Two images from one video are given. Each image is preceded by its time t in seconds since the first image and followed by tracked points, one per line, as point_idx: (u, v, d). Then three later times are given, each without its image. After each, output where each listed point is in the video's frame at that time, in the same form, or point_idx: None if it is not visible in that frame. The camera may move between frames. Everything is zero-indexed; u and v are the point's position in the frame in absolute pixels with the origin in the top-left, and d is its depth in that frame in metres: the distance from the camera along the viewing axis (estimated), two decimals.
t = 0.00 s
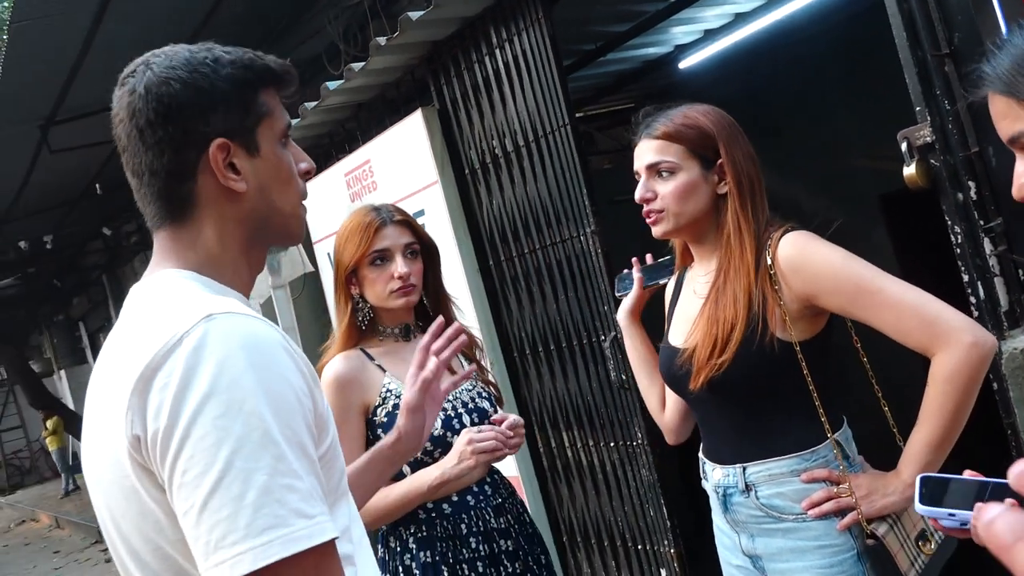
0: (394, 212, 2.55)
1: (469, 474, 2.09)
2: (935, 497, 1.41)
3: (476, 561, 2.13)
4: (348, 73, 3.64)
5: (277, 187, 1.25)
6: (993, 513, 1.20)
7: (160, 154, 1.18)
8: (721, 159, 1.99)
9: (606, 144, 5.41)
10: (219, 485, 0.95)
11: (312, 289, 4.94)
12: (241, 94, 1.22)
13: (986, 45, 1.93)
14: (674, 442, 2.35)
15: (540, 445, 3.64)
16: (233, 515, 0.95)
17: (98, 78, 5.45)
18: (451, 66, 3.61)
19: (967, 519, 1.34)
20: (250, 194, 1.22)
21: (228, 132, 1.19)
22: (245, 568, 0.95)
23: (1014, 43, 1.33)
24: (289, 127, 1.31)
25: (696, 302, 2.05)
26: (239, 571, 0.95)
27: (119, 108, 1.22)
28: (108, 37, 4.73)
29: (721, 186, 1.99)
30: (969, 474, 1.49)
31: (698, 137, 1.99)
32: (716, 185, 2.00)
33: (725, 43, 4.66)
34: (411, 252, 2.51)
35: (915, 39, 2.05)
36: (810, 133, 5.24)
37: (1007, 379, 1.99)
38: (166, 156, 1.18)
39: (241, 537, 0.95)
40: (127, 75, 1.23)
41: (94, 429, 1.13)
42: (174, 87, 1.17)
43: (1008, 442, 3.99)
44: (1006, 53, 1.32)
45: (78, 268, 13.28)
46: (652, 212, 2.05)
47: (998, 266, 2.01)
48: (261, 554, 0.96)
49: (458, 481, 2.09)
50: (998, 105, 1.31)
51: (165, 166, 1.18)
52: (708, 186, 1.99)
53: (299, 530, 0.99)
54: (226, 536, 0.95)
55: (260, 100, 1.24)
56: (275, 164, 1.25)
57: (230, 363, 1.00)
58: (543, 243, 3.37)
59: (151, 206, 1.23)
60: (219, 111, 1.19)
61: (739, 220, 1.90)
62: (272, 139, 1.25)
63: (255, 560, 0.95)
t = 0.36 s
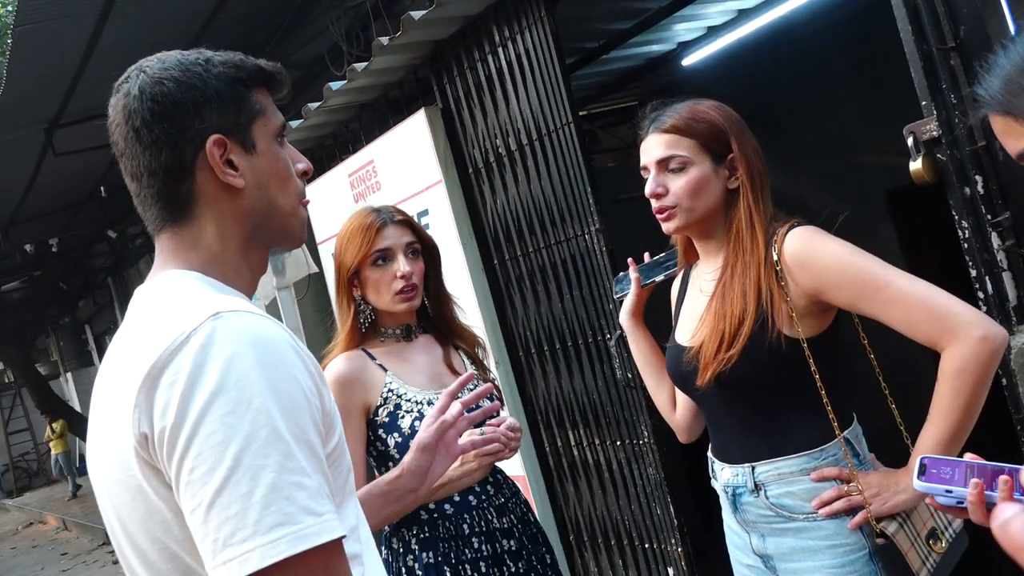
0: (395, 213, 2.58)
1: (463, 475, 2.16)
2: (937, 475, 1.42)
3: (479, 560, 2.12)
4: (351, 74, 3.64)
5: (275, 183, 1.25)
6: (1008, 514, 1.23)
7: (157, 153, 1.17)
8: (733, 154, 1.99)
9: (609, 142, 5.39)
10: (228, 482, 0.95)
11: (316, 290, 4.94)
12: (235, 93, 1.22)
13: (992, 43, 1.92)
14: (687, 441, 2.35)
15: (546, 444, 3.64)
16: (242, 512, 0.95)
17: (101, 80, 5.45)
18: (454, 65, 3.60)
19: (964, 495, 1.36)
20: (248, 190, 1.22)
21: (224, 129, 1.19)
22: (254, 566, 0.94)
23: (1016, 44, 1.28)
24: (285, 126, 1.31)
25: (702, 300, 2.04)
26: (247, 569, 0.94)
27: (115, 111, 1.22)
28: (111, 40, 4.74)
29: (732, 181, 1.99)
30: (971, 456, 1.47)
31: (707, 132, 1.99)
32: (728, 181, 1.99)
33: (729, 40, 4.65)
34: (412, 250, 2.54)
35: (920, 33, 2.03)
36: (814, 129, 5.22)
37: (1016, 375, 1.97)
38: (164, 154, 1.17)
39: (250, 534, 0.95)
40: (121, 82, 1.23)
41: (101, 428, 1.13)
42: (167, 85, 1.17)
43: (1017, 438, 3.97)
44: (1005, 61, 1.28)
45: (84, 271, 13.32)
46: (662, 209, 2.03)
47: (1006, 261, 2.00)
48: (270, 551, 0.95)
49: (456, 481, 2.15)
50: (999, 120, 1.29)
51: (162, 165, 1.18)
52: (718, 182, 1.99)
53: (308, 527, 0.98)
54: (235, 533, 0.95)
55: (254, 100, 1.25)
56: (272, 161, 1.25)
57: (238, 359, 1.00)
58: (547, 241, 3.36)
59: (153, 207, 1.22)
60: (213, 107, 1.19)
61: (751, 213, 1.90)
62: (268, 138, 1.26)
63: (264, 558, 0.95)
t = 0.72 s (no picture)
0: (377, 211, 2.58)
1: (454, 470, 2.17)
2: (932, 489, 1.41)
3: (466, 559, 2.12)
4: (344, 70, 3.62)
5: (270, 179, 1.24)
6: (1005, 502, 1.18)
7: (150, 146, 1.16)
8: (729, 150, 2.00)
9: (601, 140, 5.39)
10: (224, 479, 0.94)
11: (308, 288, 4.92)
12: (230, 87, 1.21)
13: (985, 40, 1.92)
14: (680, 441, 2.35)
15: (539, 442, 3.63)
16: (239, 509, 0.94)
17: (91, 76, 5.41)
18: (447, 62, 3.59)
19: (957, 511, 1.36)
20: (242, 185, 1.20)
21: (219, 122, 1.18)
22: (252, 563, 0.94)
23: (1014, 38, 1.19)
24: (280, 122, 1.30)
25: (697, 298, 2.04)
26: (244, 567, 0.94)
27: (109, 104, 1.21)
28: (101, 35, 4.70)
29: (729, 178, 2.00)
30: (965, 465, 1.47)
31: (705, 128, 1.99)
32: (724, 177, 2.00)
33: (721, 39, 4.65)
34: (393, 247, 2.53)
35: (914, 32, 2.04)
36: (806, 128, 5.23)
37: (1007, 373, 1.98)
38: (156, 147, 1.16)
39: (247, 531, 0.94)
40: (115, 75, 1.22)
41: (93, 425, 1.11)
42: (162, 78, 1.16)
43: (1008, 436, 3.99)
44: (1001, 57, 1.19)
45: (73, 268, 13.22)
46: (659, 206, 2.02)
47: (998, 259, 2.00)
48: (268, 549, 0.94)
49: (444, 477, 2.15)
50: (990, 122, 1.21)
51: (155, 157, 1.16)
52: (716, 179, 1.99)
53: (306, 524, 0.97)
54: (232, 531, 0.94)
55: (250, 94, 1.24)
56: (268, 156, 1.24)
57: (235, 356, 0.99)
58: (540, 239, 3.35)
59: (146, 200, 1.20)
60: (208, 100, 1.18)
61: (749, 210, 1.90)
62: (264, 133, 1.25)
63: (262, 555, 0.94)
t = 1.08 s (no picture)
0: (376, 212, 2.51)
1: (451, 471, 2.19)
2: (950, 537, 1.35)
3: (469, 558, 2.11)
4: (348, 69, 3.62)
5: (278, 179, 1.24)
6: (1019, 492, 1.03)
7: (161, 143, 1.16)
8: (736, 148, 1.99)
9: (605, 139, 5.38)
10: (236, 474, 0.94)
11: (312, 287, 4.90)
12: (239, 85, 1.21)
13: (993, 36, 1.91)
14: (686, 440, 2.34)
15: (545, 441, 3.63)
16: (251, 503, 0.94)
17: (96, 77, 5.41)
18: (452, 61, 3.59)
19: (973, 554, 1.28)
20: (250, 184, 1.20)
21: (229, 121, 1.18)
22: (264, 557, 0.93)
23: None
24: (289, 122, 1.30)
25: (703, 295, 2.03)
26: (257, 560, 0.93)
27: (118, 101, 1.20)
28: (105, 36, 4.70)
29: (735, 175, 1.99)
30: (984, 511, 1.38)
31: (712, 126, 1.99)
32: (731, 175, 2.00)
33: (726, 37, 4.64)
34: (389, 252, 2.44)
35: (922, 27, 2.03)
36: (811, 126, 5.21)
37: (1017, 370, 1.97)
38: (167, 144, 1.16)
39: (259, 525, 0.94)
40: (127, 72, 1.22)
41: (102, 421, 1.11)
42: (173, 76, 1.16)
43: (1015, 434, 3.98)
44: (1012, 47, 1.16)
45: (77, 269, 13.25)
46: (667, 204, 2.01)
47: (1006, 256, 1.99)
48: (280, 543, 0.94)
49: (437, 479, 2.17)
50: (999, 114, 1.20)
51: (165, 154, 1.16)
52: (723, 176, 1.98)
53: (317, 518, 0.97)
54: (244, 525, 0.94)
55: (258, 93, 1.24)
56: (276, 155, 1.24)
57: (245, 351, 0.99)
58: (546, 237, 3.35)
59: (155, 198, 1.20)
60: (219, 100, 1.17)
61: (757, 207, 1.90)
62: (273, 135, 1.25)
63: (274, 549, 0.94)
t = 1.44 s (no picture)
0: (373, 210, 2.50)
1: (448, 470, 2.19)
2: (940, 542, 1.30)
3: (467, 557, 2.11)
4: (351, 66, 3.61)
5: (291, 180, 1.22)
6: None
7: (173, 140, 1.17)
8: (741, 147, 1.99)
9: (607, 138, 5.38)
10: (234, 467, 0.94)
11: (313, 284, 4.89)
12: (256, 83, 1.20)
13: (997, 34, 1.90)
14: (686, 442, 2.33)
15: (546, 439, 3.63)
16: (248, 497, 0.93)
17: (97, 74, 5.41)
18: (454, 58, 3.58)
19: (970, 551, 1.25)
20: (264, 186, 1.19)
21: (244, 121, 1.17)
22: (259, 552, 0.93)
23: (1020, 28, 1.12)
24: (310, 123, 1.29)
25: (704, 293, 2.03)
26: (252, 555, 0.93)
27: (141, 94, 1.20)
28: (107, 33, 4.70)
29: (740, 175, 1.99)
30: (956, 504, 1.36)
31: (717, 124, 1.98)
32: (735, 174, 1.99)
33: (728, 36, 4.62)
34: (386, 249, 2.44)
35: (925, 26, 2.03)
36: (813, 126, 5.20)
37: (1020, 370, 1.96)
38: (179, 141, 1.16)
39: (255, 519, 0.93)
40: (151, 63, 1.22)
41: (105, 412, 1.11)
42: (190, 73, 1.16)
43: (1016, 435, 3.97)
44: (1005, 49, 1.13)
45: (79, 266, 13.25)
46: (671, 203, 2.00)
47: (1009, 256, 1.98)
48: (276, 537, 0.94)
49: (436, 477, 2.17)
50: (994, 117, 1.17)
51: (177, 150, 1.17)
52: (727, 175, 1.98)
53: (314, 515, 0.97)
54: (239, 519, 0.93)
55: (278, 91, 1.23)
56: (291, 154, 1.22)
57: (249, 346, 0.99)
58: (547, 236, 3.34)
59: (170, 192, 1.21)
60: (235, 97, 1.17)
61: (762, 206, 1.89)
62: (289, 135, 1.23)
63: (270, 544, 0.93)
